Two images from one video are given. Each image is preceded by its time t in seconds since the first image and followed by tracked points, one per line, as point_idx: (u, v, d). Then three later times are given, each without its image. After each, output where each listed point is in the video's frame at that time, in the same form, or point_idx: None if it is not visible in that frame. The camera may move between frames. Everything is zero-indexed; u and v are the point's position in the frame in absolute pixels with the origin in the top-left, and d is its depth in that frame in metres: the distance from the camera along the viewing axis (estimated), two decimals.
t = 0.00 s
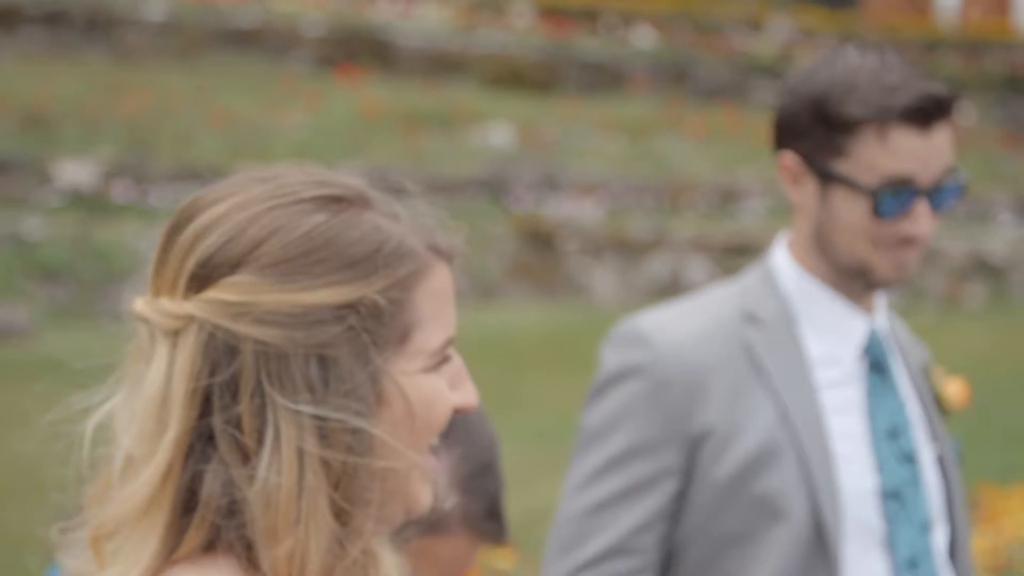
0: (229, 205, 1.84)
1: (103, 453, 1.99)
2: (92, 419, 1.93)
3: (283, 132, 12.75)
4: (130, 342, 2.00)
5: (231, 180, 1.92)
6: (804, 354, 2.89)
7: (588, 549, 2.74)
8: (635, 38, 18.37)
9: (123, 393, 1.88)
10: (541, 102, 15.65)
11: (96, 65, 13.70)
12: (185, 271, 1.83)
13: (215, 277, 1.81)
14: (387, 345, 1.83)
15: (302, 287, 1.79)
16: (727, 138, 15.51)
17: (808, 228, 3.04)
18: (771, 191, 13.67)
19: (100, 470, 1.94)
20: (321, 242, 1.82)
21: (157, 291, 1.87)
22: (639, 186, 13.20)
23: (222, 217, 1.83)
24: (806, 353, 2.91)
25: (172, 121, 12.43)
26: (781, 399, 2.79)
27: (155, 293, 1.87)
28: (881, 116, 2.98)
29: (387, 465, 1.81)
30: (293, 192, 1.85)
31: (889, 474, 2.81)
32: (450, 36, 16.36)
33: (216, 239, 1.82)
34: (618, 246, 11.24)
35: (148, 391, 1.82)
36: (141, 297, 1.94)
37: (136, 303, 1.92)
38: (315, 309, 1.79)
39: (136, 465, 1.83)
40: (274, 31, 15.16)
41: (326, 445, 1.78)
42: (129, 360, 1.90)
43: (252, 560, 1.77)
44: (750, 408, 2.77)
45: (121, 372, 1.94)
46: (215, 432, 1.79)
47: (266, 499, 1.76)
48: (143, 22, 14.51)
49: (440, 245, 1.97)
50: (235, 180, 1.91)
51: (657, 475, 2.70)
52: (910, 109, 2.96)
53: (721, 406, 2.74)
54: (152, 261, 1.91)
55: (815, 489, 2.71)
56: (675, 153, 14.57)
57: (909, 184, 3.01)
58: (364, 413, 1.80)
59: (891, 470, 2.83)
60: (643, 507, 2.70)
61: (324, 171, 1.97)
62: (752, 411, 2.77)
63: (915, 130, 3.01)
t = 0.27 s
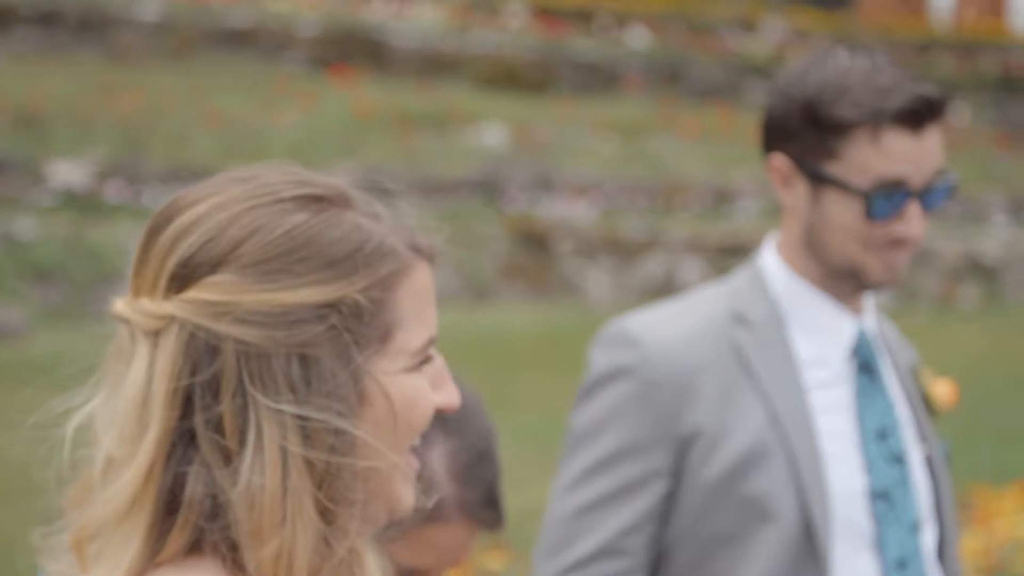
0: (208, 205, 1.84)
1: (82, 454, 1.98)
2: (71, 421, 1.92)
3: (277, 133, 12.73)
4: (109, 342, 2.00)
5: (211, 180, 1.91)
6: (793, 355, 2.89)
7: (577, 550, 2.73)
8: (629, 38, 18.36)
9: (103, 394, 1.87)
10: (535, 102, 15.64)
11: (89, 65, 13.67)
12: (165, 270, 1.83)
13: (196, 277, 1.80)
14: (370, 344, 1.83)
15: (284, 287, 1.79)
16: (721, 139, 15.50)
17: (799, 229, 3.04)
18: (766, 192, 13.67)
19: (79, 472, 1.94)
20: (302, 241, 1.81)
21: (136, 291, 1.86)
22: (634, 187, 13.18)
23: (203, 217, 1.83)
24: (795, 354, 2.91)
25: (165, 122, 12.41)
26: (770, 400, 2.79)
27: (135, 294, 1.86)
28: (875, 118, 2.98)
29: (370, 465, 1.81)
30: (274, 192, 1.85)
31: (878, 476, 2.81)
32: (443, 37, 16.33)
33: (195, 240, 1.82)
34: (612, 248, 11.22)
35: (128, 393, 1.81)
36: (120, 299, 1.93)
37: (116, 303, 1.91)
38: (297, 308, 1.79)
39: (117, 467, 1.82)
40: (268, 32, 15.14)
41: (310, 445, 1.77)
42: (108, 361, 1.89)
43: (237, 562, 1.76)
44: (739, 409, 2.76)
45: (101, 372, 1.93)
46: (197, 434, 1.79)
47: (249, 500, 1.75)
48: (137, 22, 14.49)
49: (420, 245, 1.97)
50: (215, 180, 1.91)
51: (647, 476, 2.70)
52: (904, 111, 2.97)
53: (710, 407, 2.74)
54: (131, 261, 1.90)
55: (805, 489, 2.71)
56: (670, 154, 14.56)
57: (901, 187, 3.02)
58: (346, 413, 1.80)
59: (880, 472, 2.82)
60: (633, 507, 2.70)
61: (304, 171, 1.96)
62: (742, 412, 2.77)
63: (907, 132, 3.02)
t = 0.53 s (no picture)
0: (187, 206, 1.84)
1: (60, 457, 1.98)
2: (49, 423, 1.91)
3: (270, 134, 12.72)
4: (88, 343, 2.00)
5: (189, 183, 1.92)
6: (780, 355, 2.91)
7: (565, 550, 2.76)
8: (623, 39, 18.36)
9: (82, 396, 1.86)
10: (528, 103, 15.63)
11: (81, 66, 13.66)
12: (145, 272, 1.83)
13: (175, 278, 1.81)
14: (352, 345, 1.83)
15: (265, 286, 1.79)
16: (714, 140, 15.50)
17: (786, 231, 3.06)
18: (758, 193, 13.67)
19: (60, 474, 1.93)
20: (282, 241, 1.82)
21: (116, 293, 1.86)
22: (628, 189, 13.17)
23: (183, 218, 1.83)
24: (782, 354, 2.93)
25: (157, 122, 12.39)
26: (757, 401, 2.82)
27: (115, 296, 1.87)
28: (863, 118, 2.98)
29: (352, 465, 1.80)
30: (253, 193, 1.86)
31: (866, 475, 2.84)
32: (436, 38, 16.32)
33: (174, 242, 1.82)
34: (605, 249, 11.21)
35: (107, 396, 1.81)
36: (99, 301, 1.93)
37: (95, 306, 1.90)
38: (278, 309, 1.79)
39: (98, 469, 1.82)
40: (260, 32, 15.13)
41: (291, 446, 1.77)
42: (87, 364, 1.89)
43: (220, 564, 1.76)
44: (725, 410, 2.80)
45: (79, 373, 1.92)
46: (179, 435, 1.78)
47: (232, 503, 1.75)
48: (129, 22, 14.48)
49: (402, 244, 1.97)
50: (194, 182, 1.91)
51: (635, 476, 2.72)
52: (891, 113, 2.97)
53: (697, 407, 2.77)
54: (110, 264, 1.90)
55: (792, 489, 2.74)
56: (663, 155, 14.55)
57: (890, 187, 3.01)
58: (328, 413, 1.80)
59: (867, 471, 2.85)
60: (621, 507, 2.72)
61: (283, 172, 1.97)
62: (729, 412, 2.80)
63: (896, 132, 3.01)
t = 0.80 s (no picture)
0: (169, 208, 1.84)
1: (42, 464, 1.97)
2: (32, 429, 1.90)
3: (264, 134, 12.70)
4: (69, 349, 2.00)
5: (171, 187, 1.92)
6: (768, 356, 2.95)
7: (555, 550, 2.80)
8: (617, 39, 18.36)
9: (67, 400, 1.86)
10: (522, 103, 15.62)
11: (75, 67, 13.64)
12: (128, 274, 1.83)
13: (159, 281, 1.81)
14: (337, 345, 1.84)
15: (250, 287, 1.80)
16: (708, 141, 15.50)
17: (774, 232, 3.08)
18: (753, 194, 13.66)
19: (44, 480, 1.93)
20: (266, 241, 1.82)
21: (99, 297, 1.86)
22: (622, 189, 13.17)
23: (165, 221, 1.83)
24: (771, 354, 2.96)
25: (151, 124, 12.36)
26: (745, 401, 2.86)
27: (97, 299, 1.86)
28: (850, 118, 2.99)
29: (339, 465, 1.81)
30: (235, 194, 1.86)
31: (855, 475, 2.87)
32: (430, 39, 16.31)
33: (157, 244, 1.82)
34: (599, 249, 11.20)
35: (92, 400, 1.81)
36: (80, 306, 1.93)
37: (77, 311, 1.90)
38: (263, 310, 1.80)
39: (83, 473, 1.81)
40: (254, 33, 15.11)
41: (278, 447, 1.78)
42: (70, 369, 1.89)
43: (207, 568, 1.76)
44: (714, 410, 2.84)
45: (62, 378, 1.92)
46: (165, 439, 1.78)
47: (220, 505, 1.75)
48: (122, 23, 14.50)
49: (384, 245, 1.97)
50: (175, 186, 1.91)
51: (624, 476, 2.77)
52: (879, 113, 2.98)
53: (685, 408, 2.81)
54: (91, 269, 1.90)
55: (780, 489, 2.78)
56: (657, 155, 14.55)
57: (877, 187, 3.02)
58: (315, 413, 1.80)
59: (857, 470, 2.89)
60: (611, 507, 2.77)
61: (265, 174, 1.98)
62: (718, 413, 2.84)
63: (884, 133, 3.02)
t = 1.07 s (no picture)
0: (152, 210, 1.85)
1: (24, 468, 1.98)
2: (12, 435, 1.90)
3: (256, 136, 12.69)
4: (51, 352, 2.00)
5: (151, 190, 1.92)
6: (756, 359, 2.97)
7: (543, 552, 2.82)
8: (610, 42, 18.36)
9: (49, 404, 1.86)
10: (515, 106, 15.62)
11: (67, 69, 13.63)
12: (110, 277, 1.83)
13: (142, 283, 1.81)
14: (320, 347, 1.84)
15: (234, 289, 1.80)
16: (701, 143, 15.50)
17: (760, 234, 3.08)
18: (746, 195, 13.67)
19: (23, 485, 1.93)
20: (250, 243, 1.83)
21: (81, 299, 1.86)
22: (616, 192, 13.17)
23: (148, 223, 1.84)
24: (759, 357, 2.99)
25: (142, 125, 12.36)
26: (733, 404, 2.88)
27: (79, 302, 1.87)
28: (834, 119, 3.01)
29: (325, 466, 1.81)
30: (219, 194, 1.87)
31: (844, 478, 2.89)
32: (423, 40, 16.30)
33: (140, 246, 1.83)
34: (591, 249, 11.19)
35: (76, 404, 1.81)
36: (61, 309, 1.93)
37: (59, 314, 1.90)
38: (247, 313, 1.80)
39: (68, 476, 1.81)
40: (247, 36, 15.10)
41: (263, 449, 1.78)
42: (51, 373, 1.89)
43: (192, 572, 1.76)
44: (701, 413, 2.87)
45: (42, 382, 1.92)
46: (150, 441, 1.78)
47: (206, 507, 1.75)
48: (114, 25, 14.55)
49: (366, 248, 1.99)
50: (156, 189, 1.92)
51: (613, 479, 2.79)
52: (862, 113, 3.00)
53: (672, 411, 2.84)
54: (73, 274, 1.91)
55: (767, 493, 2.80)
56: (650, 158, 14.56)
57: (861, 189, 3.03)
58: (300, 415, 1.81)
59: (845, 474, 2.90)
60: (600, 509, 2.79)
61: (247, 177, 1.99)
62: (706, 416, 2.87)
63: (868, 134, 3.03)
